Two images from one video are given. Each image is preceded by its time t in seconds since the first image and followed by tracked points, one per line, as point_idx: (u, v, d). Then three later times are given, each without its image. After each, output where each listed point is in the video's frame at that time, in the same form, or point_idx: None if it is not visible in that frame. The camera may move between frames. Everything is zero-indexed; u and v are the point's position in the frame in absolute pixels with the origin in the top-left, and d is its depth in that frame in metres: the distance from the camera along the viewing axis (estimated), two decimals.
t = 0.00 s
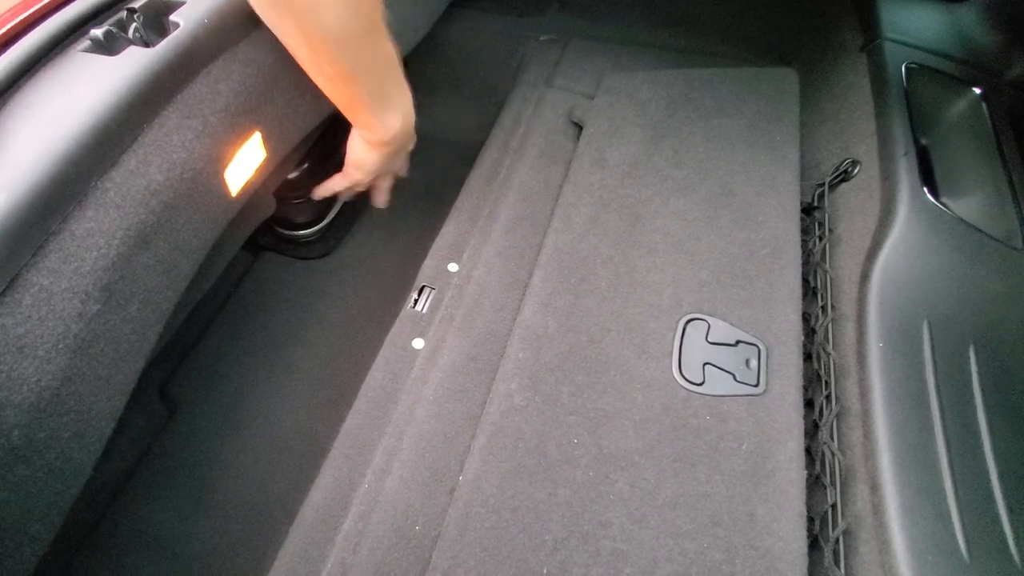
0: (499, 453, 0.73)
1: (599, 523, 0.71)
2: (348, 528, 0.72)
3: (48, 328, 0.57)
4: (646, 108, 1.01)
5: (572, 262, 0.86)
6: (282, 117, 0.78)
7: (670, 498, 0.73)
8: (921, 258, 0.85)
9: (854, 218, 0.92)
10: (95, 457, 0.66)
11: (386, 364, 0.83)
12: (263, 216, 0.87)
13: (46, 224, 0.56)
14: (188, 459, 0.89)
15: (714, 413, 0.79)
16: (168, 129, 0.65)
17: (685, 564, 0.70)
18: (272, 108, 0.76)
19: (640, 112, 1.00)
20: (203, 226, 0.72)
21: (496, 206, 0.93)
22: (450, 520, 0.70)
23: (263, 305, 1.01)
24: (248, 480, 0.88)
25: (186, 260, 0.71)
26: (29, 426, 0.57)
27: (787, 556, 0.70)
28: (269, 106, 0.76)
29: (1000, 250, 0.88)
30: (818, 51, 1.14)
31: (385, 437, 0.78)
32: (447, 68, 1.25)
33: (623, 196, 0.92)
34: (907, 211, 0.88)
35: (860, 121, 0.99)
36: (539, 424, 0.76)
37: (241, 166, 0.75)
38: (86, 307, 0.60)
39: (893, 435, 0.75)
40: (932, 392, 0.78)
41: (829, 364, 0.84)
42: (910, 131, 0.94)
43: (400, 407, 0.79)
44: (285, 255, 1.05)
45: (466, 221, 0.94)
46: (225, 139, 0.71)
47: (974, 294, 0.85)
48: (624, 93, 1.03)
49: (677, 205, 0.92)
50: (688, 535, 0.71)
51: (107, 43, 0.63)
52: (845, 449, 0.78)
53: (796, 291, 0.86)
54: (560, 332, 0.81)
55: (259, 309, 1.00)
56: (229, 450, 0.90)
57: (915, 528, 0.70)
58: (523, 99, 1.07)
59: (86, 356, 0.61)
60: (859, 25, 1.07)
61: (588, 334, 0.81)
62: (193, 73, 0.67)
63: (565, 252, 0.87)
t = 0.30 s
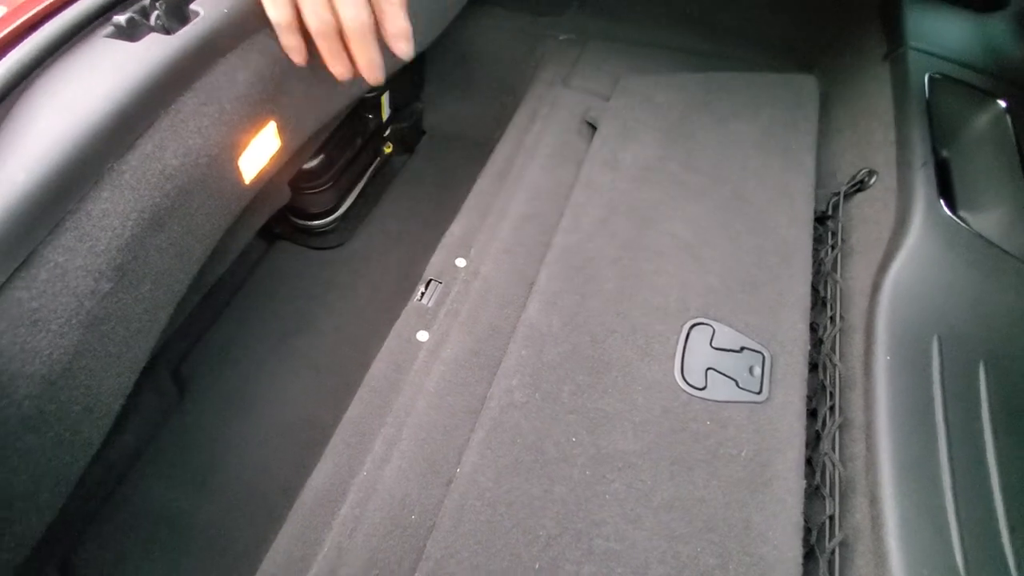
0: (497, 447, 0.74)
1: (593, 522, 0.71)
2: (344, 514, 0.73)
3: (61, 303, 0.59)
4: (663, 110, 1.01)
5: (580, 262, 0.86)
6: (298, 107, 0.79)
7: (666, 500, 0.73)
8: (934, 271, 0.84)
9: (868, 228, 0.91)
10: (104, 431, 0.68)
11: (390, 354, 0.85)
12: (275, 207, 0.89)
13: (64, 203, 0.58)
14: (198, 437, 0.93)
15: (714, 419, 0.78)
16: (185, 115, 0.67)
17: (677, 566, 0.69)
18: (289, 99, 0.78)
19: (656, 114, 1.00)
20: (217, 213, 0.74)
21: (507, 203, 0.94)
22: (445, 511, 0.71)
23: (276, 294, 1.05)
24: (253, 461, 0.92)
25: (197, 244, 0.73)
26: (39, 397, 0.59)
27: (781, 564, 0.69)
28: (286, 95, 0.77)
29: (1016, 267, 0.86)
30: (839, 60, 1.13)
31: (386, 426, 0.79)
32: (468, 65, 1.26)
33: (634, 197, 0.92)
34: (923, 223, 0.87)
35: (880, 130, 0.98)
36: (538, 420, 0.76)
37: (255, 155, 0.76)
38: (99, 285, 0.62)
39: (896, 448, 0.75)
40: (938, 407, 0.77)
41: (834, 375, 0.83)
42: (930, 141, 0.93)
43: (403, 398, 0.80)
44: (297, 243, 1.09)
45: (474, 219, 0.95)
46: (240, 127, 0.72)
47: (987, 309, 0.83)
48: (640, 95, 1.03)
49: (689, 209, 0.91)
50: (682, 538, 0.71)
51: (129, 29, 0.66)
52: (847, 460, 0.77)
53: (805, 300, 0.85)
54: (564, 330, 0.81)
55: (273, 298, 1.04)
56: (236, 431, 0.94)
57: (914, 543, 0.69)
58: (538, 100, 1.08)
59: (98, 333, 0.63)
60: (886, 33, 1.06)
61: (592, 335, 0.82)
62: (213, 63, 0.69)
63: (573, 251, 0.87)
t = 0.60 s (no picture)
0: (495, 444, 0.73)
1: (588, 525, 0.70)
2: (339, 504, 0.73)
3: (66, 280, 0.59)
4: (680, 113, 1.00)
5: (589, 262, 0.85)
6: (312, 95, 0.79)
7: (665, 507, 0.72)
8: (955, 287, 0.82)
9: (886, 240, 0.89)
10: (104, 409, 0.68)
11: (393, 346, 0.84)
12: (286, 194, 0.89)
13: (75, 180, 0.58)
14: (195, 419, 0.95)
15: (719, 427, 0.77)
16: (198, 98, 0.66)
17: None
18: (304, 85, 0.77)
19: (673, 117, 0.99)
20: (226, 196, 0.73)
21: (519, 200, 0.93)
22: (439, 507, 0.70)
23: (288, 282, 1.06)
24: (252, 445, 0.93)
25: (207, 228, 0.72)
26: (41, 370, 0.59)
27: None
28: (301, 83, 0.77)
29: None
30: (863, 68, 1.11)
31: (385, 419, 0.78)
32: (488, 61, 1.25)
33: (647, 200, 0.91)
34: (943, 237, 0.85)
35: (905, 140, 0.96)
36: (537, 418, 0.75)
37: (267, 142, 0.76)
38: (104, 263, 0.62)
39: (905, 467, 0.72)
40: (950, 425, 0.75)
41: (845, 389, 0.81)
42: (954, 154, 0.91)
43: (404, 390, 0.80)
44: (309, 233, 1.10)
45: (485, 214, 0.95)
46: (253, 112, 0.72)
47: (1006, 327, 0.81)
48: (659, 96, 1.02)
49: (702, 213, 0.90)
50: (679, 547, 0.69)
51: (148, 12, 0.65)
52: (853, 477, 0.75)
53: (818, 311, 0.83)
54: (569, 330, 0.80)
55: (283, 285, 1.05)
56: (238, 415, 0.95)
57: (922, 565, 0.67)
58: (556, 97, 1.07)
59: (102, 310, 0.63)
60: (915, 42, 1.04)
61: (597, 336, 0.80)
62: (228, 47, 0.68)
63: (582, 251, 0.86)
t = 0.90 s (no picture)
0: (495, 439, 0.72)
1: (586, 524, 0.68)
2: (337, 495, 0.73)
3: (69, 264, 0.59)
4: (695, 109, 0.98)
5: (597, 258, 0.84)
6: (321, 85, 0.79)
7: (666, 509, 0.70)
8: (979, 291, 0.79)
9: (908, 241, 0.86)
10: (109, 392, 0.69)
11: (398, 338, 0.85)
12: (297, 185, 0.92)
13: (78, 165, 0.58)
14: (203, 407, 0.96)
15: (724, 429, 0.75)
16: (204, 87, 0.67)
17: None
18: (312, 76, 0.77)
19: (688, 112, 0.98)
20: (232, 184, 0.74)
21: (529, 194, 0.92)
22: (436, 501, 0.69)
23: (300, 273, 1.07)
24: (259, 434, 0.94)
25: (213, 216, 0.73)
26: (44, 351, 0.60)
27: None
28: (309, 73, 0.77)
29: None
30: (888, 66, 1.08)
31: (386, 411, 0.78)
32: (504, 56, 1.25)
33: (658, 196, 0.89)
34: (967, 239, 0.82)
35: (929, 139, 0.93)
36: (539, 414, 0.74)
37: (275, 133, 0.76)
38: (109, 248, 0.62)
39: (919, 476, 0.70)
40: (969, 435, 0.72)
41: (858, 395, 0.78)
42: (981, 154, 0.88)
43: (406, 382, 0.80)
44: (321, 224, 1.11)
45: (494, 208, 0.95)
46: (260, 102, 0.72)
47: None
48: (674, 92, 1.00)
49: (715, 211, 0.88)
50: (680, 549, 0.68)
51: None
52: (863, 485, 0.72)
53: (831, 313, 0.81)
54: (574, 327, 0.79)
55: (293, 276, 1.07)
56: (247, 404, 0.96)
57: None
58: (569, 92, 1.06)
59: (105, 295, 0.64)
60: (942, 38, 1.01)
61: (602, 334, 0.79)
62: (235, 36, 0.68)
63: (591, 247, 0.85)
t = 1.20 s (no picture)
0: (496, 436, 0.70)
1: (588, 526, 0.66)
2: (335, 491, 0.71)
3: (60, 252, 0.59)
4: (707, 101, 0.96)
5: (604, 253, 0.82)
6: (323, 74, 0.78)
7: (672, 511, 0.67)
8: (1006, 289, 0.76)
9: (930, 237, 0.83)
10: (104, 384, 0.68)
11: (399, 333, 0.83)
12: (302, 177, 0.91)
13: (69, 152, 0.57)
14: (207, 401, 0.95)
15: (733, 431, 0.72)
16: (201, 74, 0.66)
17: None
18: (314, 65, 0.76)
19: (700, 105, 0.95)
20: (231, 174, 0.73)
21: (536, 188, 0.90)
22: (434, 499, 0.67)
23: (305, 266, 1.06)
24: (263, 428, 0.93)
25: (212, 206, 0.72)
26: (33, 340, 0.59)
27: None
28: (310, 61, 0.75)
29: None
30: (909, 55, 1.05)
31: (386, 407, 0.76)
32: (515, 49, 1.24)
33: (668, 190, 0.87)
34: (993, 235, 0.78)
35: (954, 131, 0.89)
36: (541, 412, 0.72)
37: (275, 121, 0.75)
38: (101, 237, 0.61)
39: (939, 482, 0.67)
40: (993, 439, 0.69)
41: (875, 396, 0.75)
42: (1009, 147, 0.84)
43: (407, 378, 0.78)
44: (327, 218, 1.11)
45: (500, 202, 0.93)
46: (260, 91, 0.71)
47: None
48: (686, 84, 0.98)
49: (728, 205, 0.86)
50: (686, 554, 0.65)
51: None
52: (880, 491, 0.69)
53: (847, 311, 0.78)
54: (579, 323, 0.77)
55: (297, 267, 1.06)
56: (251, 397, 0.96)
57: None
58: (579, 84, 1.05)
59: (98, 285, 0.63)
60: (968, 27, 0.97)
61: (608, 330, 0.77)
62: (234, 23, 0.67)
63: (598, 242, 0.83)
